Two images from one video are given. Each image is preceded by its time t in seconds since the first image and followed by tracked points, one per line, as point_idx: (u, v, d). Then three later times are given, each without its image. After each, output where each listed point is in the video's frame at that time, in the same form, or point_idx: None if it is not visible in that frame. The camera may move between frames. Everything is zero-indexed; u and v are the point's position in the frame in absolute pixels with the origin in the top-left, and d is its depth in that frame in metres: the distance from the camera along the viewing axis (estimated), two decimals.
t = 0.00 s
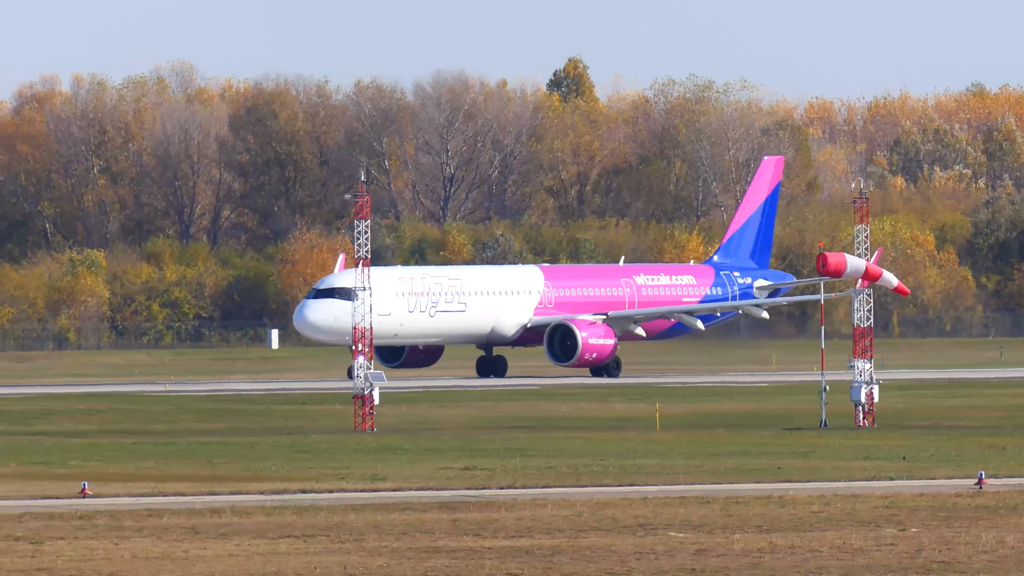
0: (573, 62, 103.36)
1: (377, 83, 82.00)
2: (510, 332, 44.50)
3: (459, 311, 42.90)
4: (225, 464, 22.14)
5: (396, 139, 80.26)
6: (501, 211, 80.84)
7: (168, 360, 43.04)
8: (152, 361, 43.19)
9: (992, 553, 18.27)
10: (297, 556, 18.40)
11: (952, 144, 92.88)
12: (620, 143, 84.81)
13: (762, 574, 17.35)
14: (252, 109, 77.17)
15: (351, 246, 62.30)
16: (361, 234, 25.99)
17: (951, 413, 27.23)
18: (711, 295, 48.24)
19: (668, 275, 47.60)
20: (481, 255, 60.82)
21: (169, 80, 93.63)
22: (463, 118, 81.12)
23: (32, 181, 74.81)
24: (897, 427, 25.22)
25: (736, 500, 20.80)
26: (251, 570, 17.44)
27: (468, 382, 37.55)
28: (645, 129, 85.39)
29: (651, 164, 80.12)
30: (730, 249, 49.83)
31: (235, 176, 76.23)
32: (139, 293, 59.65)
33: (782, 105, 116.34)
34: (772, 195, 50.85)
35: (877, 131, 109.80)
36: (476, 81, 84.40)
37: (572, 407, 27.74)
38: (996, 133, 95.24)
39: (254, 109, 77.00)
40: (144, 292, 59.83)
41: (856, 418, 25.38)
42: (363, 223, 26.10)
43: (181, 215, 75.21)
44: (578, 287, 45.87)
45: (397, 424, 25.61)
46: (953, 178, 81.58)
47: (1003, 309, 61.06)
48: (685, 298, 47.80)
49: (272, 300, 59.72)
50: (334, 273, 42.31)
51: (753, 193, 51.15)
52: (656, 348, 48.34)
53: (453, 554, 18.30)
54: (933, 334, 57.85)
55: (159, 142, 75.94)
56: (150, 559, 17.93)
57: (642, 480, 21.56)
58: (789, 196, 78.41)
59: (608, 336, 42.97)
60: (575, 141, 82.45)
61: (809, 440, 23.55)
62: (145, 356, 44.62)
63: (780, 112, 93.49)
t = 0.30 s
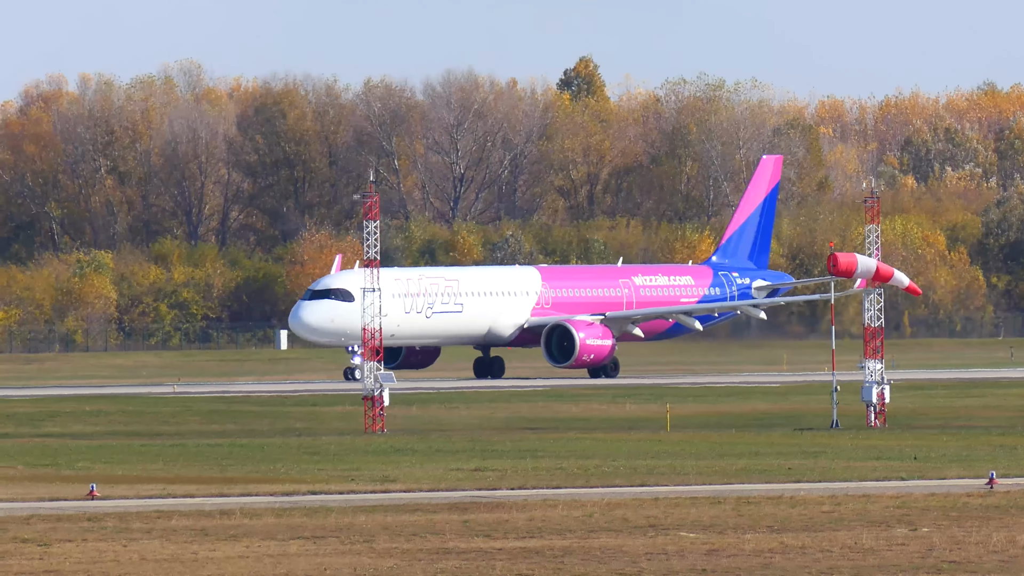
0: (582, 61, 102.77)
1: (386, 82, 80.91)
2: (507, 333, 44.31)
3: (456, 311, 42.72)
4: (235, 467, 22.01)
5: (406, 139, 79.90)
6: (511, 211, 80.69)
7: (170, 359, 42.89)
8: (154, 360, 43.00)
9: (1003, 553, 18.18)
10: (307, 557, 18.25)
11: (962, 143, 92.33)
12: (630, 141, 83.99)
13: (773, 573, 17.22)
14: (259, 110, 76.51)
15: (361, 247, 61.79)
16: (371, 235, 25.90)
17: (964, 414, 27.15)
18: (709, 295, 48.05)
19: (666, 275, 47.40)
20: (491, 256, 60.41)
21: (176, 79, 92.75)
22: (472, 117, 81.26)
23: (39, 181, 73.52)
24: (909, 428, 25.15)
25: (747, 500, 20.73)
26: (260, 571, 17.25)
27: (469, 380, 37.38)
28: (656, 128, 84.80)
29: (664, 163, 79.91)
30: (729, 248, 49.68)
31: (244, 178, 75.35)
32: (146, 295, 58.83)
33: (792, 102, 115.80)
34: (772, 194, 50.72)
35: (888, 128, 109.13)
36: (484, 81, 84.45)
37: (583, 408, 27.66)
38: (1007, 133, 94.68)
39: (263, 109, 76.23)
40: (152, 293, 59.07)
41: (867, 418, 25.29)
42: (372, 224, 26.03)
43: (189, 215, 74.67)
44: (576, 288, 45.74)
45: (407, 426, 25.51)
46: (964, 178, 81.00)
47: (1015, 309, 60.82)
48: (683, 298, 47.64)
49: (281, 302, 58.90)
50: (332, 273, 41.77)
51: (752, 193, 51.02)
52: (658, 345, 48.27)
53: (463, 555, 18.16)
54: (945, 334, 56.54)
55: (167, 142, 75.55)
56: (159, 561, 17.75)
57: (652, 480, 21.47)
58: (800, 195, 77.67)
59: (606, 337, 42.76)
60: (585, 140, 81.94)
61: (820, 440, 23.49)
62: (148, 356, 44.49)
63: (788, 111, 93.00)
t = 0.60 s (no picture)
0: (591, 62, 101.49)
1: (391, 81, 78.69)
2: (501, 334, 43.13)
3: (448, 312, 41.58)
4: (240, 468, 21.84)
5: (412, 138, 76.80)
6: (519, 212, 75.37)
7: (173, 363, 42.72)
8: (157, 362, 42.81)
9: (1012, 558, 18.02)
10: (312, 560, 18.08)
11: (972, 145, 91.23)
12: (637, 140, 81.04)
13: None
14: (265, 110, 75.53)
15: (367, 246, 60.68)
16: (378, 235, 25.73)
17: (975, 417, 26.96)
18: (706, 296, 46.37)
19: (662, 276, 45.69)
20: (499, 256, 59.57)
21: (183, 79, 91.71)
22: (478, 117, 78.91)
23: (43, 180, 72.35)
24: (919, 431, 24.98)
25: (755, 503, 20.60)
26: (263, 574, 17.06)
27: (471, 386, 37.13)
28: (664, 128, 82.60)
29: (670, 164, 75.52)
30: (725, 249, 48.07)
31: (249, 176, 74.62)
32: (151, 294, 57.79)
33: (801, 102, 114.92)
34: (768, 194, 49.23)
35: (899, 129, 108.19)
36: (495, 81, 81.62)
37: (590, 410, 27.46)
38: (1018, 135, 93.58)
39: (270, 108, 75.15)
40: (156, 293, 58.03)
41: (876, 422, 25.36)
42: (378, 225, 25.91)
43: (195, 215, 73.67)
44: (568, 288, 44.14)
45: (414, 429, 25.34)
46: (976, 178, 79.89)
47: None
48: (680, 299, 45.90)
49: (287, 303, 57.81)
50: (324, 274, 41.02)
51: (749, 193, 49.66)
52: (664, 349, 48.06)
53: (469, 558, 18.00)
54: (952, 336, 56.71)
55: (172, 142, 73.41)
56: (162, 564, 17.58)
57: (659, 483, 21.29)
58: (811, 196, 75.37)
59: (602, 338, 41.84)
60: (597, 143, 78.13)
61: (830, 443, 23.31)
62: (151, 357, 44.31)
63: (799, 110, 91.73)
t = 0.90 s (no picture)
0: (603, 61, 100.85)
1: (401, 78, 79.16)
2: (495, 336, 42.13)
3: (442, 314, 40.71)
4: (242, 469, 21.52)
5: (419, 136, 77.96)
6: (527, 211, 78.07)
7: (177, 363, 42.43)
8: (160, 362, 42.52)
9: None
10: (315, 564, 17.77)
11: (987, 144, 90.67)
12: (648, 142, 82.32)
13: None
14: (272, 106, 75.80)
15: (373, 245, 60.55)
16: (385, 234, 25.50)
17: (990, 422, 26.60)
18: (704, 298, 45.75)
19: (659, 277, 45.09)
20: (506, 256, 58.94)
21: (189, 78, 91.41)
22: (487, 115, 78.80)
23: (47, 177, 73.17)
24: (933, 436, 24.66)
25: (766, 508, 20.27)
26: None
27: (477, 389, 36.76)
28: (676, 127, 82.58)
29: (682, 161, 77.38)
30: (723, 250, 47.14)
31: (255, 174, 75.12)
32: (155, 293, 57.74)
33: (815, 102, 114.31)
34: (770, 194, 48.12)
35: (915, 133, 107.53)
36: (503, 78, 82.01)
37: (599, 413, 27.13)
38: None
39: (276, 105, 75.51)
40: (160, 292, 57.94)
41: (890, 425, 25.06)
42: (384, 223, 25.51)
43: (200, 213, 74.17)
44: (564, 289, 43.40)
45: (419, 430, 24.97)
46: (990, 179, 79.31)
47: None
48: (677, 301, 45.31)
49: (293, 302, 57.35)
50: (316, 273, 40.47)
51: (748, 193, 48.41)
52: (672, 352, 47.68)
53: (475, 562, 17.67)
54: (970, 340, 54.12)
55: (178, 137, 75.27)
56: (162, 567, 17.29)
57: (669, 487, 20.93)
58: (822, 196, 74.89)
59: (597, 340, 40.47)
60: (603, 139, 80.19)
61: (842, 448, 22.97)
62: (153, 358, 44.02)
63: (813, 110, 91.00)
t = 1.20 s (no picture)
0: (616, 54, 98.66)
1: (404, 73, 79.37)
2: (489, 339, 41.02)
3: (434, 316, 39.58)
4: (238, 478, 20.63)
5: (426, 132, 77.60)
6: (536, 208, 77.17)
7: (171, 364, 41.59)
8: (154, 363, 41.68)
9: None
10: None
11: (1018, 140, 88.80)
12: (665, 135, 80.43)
13: None
14: (271, 100, 75.12)
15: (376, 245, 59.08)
16: (388, 233, 24.57)
17: (1018, 430, 25.71)
18: (707, 300, 44.69)
19: (660, 279, 43.96)
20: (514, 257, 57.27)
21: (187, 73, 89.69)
22: (496, 109, 79.20)
23: (36, 174, 72.23)
24: (957, 444, 23.81)
25: (784, 518, 19.37)
26: None
27: (477, 392, 35.87)
28: (691, 122, 80.98)
29: (698, 158, 75.53)
30: (728, 250, 46.30)
31: (253, 171, 73.59)
32: (149, 295, 56.65)
33: (840, 97, 112.28)
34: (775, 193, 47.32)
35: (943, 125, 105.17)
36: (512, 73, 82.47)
37: (610, 418, 26.28)
38: None
39: (275, 99, 74.87)
40: (154, 293, 56.82)
41: (912, 432, 24.24)
42: (389, 220, 24.68)
43: (195, 210, 72.41)
44: (562, 290, 42.34)
45: (424, 438, 24.12)
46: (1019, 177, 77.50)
47: None
48: (678, 302, 44.15)
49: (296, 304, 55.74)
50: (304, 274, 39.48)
51: (753, 193, 47.64)
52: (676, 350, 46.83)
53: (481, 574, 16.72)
54: (996, 343, 52.16)
55: (172, 132, 73.49)
56: None
57: (682, 496, 20.03)
58: (846, 193, 74.50)
59: (595, 344, 39.55)
60: (615, 134, 78.54)
61: (864, 456, 22.10)
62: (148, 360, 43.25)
63: (835, 103, 88.75)
